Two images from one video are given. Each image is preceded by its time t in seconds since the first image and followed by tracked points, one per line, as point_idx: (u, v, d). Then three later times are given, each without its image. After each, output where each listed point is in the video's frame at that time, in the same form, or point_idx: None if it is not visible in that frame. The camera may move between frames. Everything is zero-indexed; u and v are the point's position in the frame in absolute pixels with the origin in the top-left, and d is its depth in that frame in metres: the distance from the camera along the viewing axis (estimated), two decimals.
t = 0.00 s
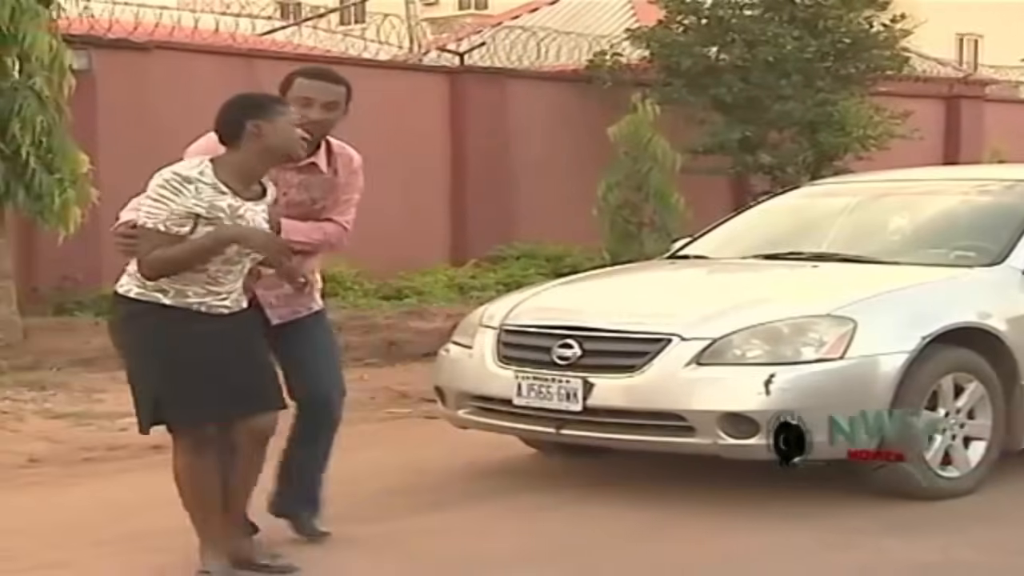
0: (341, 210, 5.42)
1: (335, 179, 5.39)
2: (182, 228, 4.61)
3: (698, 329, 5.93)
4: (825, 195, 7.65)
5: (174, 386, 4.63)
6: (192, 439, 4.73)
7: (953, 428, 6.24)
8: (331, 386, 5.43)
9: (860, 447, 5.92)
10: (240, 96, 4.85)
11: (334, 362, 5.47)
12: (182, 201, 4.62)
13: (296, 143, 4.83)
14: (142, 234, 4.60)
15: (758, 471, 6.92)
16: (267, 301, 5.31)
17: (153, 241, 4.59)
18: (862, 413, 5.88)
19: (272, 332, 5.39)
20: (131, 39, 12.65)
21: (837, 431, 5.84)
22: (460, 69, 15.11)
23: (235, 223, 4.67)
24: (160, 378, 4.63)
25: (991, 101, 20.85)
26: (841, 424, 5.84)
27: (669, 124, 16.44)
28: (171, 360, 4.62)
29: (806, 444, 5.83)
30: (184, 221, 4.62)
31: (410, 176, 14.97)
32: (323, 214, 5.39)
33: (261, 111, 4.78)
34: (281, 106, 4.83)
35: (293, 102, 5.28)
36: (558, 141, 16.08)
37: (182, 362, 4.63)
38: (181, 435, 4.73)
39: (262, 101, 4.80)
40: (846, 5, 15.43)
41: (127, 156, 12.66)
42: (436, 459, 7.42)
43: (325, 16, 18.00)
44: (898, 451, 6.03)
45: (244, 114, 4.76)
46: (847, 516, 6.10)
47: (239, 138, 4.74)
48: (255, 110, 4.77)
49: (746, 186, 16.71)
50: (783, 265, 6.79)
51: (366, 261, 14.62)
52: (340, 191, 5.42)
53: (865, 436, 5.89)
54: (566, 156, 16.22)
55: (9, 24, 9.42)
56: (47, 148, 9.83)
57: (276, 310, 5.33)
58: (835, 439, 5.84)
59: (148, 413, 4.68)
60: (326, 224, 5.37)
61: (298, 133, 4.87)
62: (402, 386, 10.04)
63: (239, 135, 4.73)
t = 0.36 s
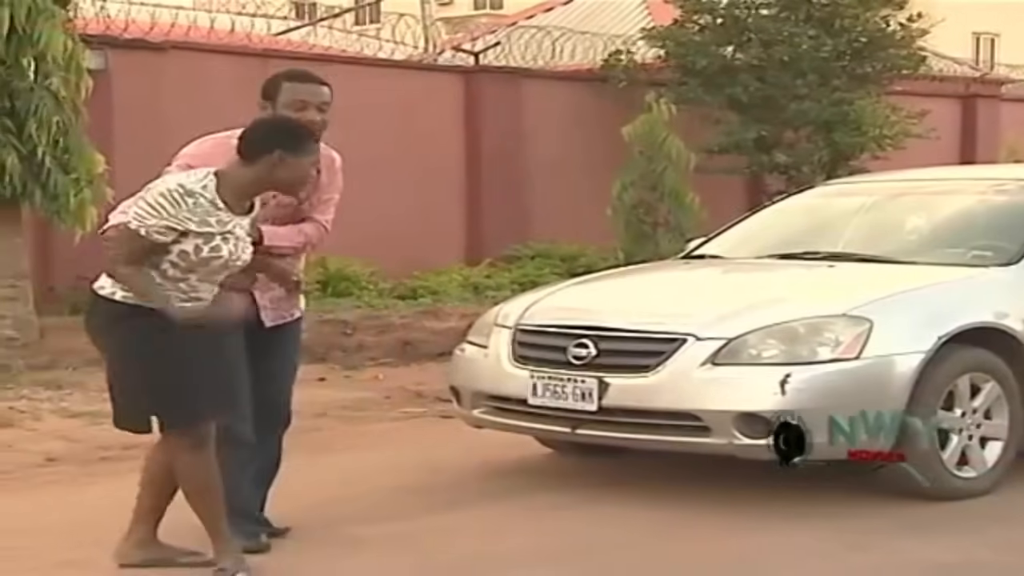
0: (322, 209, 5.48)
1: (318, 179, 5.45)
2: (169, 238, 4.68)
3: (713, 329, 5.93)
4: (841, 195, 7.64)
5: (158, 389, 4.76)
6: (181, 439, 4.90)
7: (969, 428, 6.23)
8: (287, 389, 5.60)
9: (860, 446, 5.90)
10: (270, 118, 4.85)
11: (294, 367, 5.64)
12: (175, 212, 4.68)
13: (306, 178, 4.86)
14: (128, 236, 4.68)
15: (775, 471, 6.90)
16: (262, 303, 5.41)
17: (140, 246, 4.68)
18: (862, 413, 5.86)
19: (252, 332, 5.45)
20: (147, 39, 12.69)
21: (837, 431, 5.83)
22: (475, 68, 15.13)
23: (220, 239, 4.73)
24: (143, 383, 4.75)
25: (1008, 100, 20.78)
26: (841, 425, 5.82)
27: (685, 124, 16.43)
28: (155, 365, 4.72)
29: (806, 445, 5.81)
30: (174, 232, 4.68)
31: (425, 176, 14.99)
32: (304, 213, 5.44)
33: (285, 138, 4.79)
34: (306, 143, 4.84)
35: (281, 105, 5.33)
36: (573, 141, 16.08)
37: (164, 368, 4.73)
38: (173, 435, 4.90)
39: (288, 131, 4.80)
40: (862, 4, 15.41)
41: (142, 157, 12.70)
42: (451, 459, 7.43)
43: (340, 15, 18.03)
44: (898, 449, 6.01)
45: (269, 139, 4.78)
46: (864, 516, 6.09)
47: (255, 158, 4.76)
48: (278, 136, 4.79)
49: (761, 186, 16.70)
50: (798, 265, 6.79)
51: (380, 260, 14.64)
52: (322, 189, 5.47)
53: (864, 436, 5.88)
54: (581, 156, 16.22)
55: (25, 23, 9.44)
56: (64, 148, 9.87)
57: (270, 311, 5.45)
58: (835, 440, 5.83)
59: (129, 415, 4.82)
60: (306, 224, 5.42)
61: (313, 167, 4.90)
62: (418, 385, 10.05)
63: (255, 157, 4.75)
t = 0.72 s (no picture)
0: (308, 209, 5.61)
1: (306, 180, 5.59)
2: (142, 217, 4.82)
3: (731, 325, 5.92)
4: (859, 190, 7.63)
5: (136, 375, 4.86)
6: (170, 425, 5.02)
7: (988, 426, 6.22)
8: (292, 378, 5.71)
9: (860, 446, 5.86)
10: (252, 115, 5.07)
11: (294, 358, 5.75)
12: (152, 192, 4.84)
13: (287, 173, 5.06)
14: (100, 209, 4.81)
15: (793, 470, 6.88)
16: (250, 298, 5.54)
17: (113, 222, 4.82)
18: (862, 413, 5.81)
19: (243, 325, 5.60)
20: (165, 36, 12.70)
21: (837, 431, 5.79)
22: (493, 65, 15.14)
23: (196, 228, 4.88)
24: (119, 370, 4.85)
25: None
26: (840, 424, 5.78)
27: (702, 120, 16.40)
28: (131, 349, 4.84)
29: (806, 445, 5.81)
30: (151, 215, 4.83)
31: (442, 173, 15.00)
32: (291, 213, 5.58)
33: (271, 133, 5.01)
34: (293, 138, 5.07)
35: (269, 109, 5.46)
36: (589, 139, 16.07)
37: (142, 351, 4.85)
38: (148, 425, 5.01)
39: (275, 126, 5.03)
40: None
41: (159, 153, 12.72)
42: (467, 456, 7.42)
43: (357, 12, 18.03)
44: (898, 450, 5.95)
45: (256, 130, 5.00)
46: (882, 514, 6.08)
47: (238, 148, 4.98)
48: (264, 129, 5.01)
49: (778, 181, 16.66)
50: (816, 261, 6.77)
51: (396, 256, 14.66)
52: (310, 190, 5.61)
53: (864, 436, 5.84)
54: (599, 153, 16.22)
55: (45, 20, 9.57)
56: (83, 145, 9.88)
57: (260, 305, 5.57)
58: (834, 439, 5.80)
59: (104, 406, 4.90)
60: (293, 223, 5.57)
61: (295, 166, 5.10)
62: (434, 382, 10.05)
63: (239, 147, 4.97)
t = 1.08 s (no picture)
0: (287, 207, 5.61)
1: (284, 179, 5.59)
2: (124, 209, 4.84)
3: (755, 325, 5.90)
4: (884, 190, 7.60)
5: (136, 377, 4.91)
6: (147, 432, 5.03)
7: (1014, 426, 6.20)
8: (277, 372, 5.69)
9: (860, 446, 5.82)
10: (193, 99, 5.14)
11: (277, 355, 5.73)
12: (128, 184, 4.86)
13: (243, 148, 5.15)
14: (79, 209, 4.81)
15: (817, 471, 6.86)
16: (225, 295, 5.53)
17: (96, 220, 4.83)
18: (862, 413, 5.75)
19: (218, 325, 5.59)
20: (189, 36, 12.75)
21: (836, 431, 5.75)
22: (517, 65, 15.14)
23: (180, 213, 4.93)
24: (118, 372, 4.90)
25: None
26: (840, 424, 5.74)
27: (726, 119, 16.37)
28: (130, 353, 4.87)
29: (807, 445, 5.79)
30: (132, 208, 4.86)
31: (464, 173, 15.01)
32: (269, 212, 5.57)
33: (219, 111, 5.09)
34: (240, 113, 5.16)
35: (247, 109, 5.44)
36: (613, 139, 16.05)
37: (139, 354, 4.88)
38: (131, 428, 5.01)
39: (219, 105, 5.11)
40: None
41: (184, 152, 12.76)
42: (490, 456, 7.42)
43: (380, 11, 18.05)
44: (900, 450, 5.89)
45: (203, 110, 5.08)
46: (908, 514, 6.05)
47: (191, 133, 5.05)
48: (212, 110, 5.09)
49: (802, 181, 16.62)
50: (841, 261, 6.76)
51: (418, 256, 14.68)
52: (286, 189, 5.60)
53: (864, 436, 5.79)
54: (623, 154, 16.19)
55: (71, 21, 9.66)
56: (108, 146, 9.91)
57: (234, 303, 5.56)
58: (834, 440, 5.76)
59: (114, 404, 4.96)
60: (272, 221, 5.55)
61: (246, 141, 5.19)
62: (458, 381, 10.07)
63: (195, 130, 5.05)
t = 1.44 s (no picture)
0: (295, 204, 5.50)
1: (290, 176, 5.49)
2: (80, 210, 4.81)
3: (789, 326, 5.88)
4: (919, 191, 7.55)
5: (120, 372, 4.84)
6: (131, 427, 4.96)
7: None
8: (279, 375, 5.63)
9: (861, 446, 5.77)
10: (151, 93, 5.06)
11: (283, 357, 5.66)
12: (82, 184, 4.83)
13: (197, 136, 4.99)
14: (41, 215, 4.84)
15: (852, 473, 6.82)
16: (240, 296, 5.47)
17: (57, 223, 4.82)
18: (863, 413, 5.70)
19: (233, 324, 5.52)
20: (223, 37, 12.79)
21: (837, 431, 5.73)
22: (548, 65, 15.13)
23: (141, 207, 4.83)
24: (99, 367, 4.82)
25: None
26: (839, 423, 5.71)
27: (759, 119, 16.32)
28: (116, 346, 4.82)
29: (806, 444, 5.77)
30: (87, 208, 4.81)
31: (494, 173, 15.01)
32: (276, 210, 5.48)
33: (165, 103, 4.95)
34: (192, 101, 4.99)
35: (240, 107, 5.40)
36: (644, 139, 16.02)
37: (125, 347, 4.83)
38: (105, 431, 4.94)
39: (169, 95, 4.97)
40: None
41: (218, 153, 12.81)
42: (522, 456, 7.41)
43: (413, 12, 18.06)
44: (901, 452, 5.80)
45: (149, 104, 4.95)
46: (944, 516, 6.02)
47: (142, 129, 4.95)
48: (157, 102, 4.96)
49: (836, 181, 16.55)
50: (875, 262, 6.72)
51: (448, 256, 14.69)
52: (292, 184, 5.50)
53: (864, 437, 5.75)
54: (654, 154, 16.16)
55: (106, 23, 9.70)
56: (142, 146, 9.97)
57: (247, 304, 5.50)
58: (835, 440, 5.74)
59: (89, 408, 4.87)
60: (278, 219, 5.46)
61: (205, 129, 5.02)
62: (489, 382, 10.07)
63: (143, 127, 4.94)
